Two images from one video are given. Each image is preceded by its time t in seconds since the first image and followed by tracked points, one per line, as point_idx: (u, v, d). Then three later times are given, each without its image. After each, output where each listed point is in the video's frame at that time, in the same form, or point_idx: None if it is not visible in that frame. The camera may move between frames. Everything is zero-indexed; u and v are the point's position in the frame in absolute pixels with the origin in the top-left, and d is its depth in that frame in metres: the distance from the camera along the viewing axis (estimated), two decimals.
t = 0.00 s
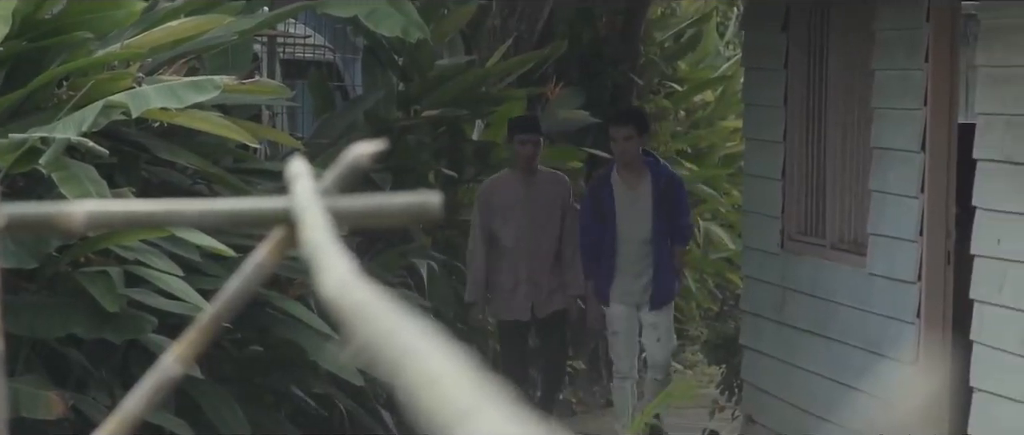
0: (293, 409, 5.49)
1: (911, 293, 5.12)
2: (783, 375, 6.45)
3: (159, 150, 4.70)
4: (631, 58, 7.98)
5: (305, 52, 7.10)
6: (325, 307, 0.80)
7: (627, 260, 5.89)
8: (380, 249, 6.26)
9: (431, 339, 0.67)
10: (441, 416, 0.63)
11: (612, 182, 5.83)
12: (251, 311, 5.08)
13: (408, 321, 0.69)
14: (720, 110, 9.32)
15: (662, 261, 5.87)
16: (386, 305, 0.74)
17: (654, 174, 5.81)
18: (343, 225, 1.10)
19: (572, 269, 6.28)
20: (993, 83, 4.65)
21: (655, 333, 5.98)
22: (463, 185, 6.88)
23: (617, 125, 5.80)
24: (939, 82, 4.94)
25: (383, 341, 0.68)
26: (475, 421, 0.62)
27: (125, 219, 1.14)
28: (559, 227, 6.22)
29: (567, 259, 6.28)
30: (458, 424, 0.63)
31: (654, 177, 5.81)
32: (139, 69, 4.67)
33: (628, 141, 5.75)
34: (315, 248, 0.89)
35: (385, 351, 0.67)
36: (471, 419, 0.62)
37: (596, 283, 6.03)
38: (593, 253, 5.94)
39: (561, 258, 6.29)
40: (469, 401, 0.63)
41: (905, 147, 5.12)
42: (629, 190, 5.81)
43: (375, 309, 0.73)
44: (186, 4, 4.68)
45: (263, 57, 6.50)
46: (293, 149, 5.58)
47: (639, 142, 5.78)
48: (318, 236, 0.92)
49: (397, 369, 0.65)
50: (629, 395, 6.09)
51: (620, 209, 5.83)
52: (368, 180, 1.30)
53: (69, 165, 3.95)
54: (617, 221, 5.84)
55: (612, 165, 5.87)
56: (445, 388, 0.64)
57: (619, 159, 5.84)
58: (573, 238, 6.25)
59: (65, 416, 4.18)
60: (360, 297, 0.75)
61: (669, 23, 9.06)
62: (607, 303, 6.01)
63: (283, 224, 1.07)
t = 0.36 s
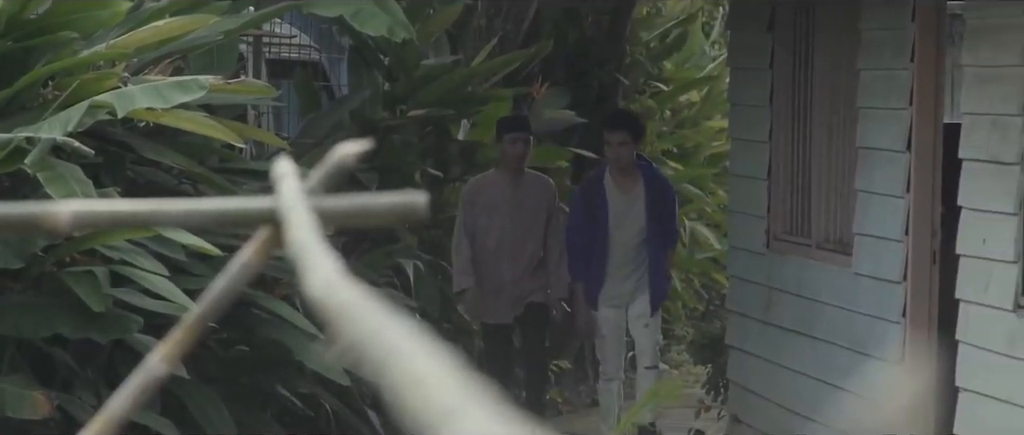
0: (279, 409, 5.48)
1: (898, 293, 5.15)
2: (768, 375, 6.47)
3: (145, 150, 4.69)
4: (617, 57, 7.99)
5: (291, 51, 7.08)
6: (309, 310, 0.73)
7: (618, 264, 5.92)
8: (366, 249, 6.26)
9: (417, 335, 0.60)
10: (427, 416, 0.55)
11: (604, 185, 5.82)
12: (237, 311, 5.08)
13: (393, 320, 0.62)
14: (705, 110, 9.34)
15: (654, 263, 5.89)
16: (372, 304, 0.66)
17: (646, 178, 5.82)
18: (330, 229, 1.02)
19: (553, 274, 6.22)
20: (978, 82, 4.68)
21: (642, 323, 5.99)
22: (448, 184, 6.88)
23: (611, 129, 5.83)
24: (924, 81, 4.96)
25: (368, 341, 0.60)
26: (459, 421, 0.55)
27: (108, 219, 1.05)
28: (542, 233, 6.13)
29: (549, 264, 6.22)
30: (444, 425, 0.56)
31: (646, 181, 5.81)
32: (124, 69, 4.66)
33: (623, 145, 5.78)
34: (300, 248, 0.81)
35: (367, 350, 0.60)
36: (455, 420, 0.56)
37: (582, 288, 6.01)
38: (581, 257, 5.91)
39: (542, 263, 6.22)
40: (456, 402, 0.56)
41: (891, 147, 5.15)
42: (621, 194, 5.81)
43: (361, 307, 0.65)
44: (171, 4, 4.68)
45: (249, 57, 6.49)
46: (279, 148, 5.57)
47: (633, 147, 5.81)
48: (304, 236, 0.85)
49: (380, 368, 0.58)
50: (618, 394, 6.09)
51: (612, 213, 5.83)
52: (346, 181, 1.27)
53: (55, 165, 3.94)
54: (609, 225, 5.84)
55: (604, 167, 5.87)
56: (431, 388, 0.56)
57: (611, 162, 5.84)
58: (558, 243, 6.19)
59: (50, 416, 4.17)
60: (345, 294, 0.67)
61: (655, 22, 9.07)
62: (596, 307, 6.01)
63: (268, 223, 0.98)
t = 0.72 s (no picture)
0: (269, 409, 5.47)
1: (887, 292, 5.17)
2: (759, 375, 6.47)
3: (134, 150, 4.69)
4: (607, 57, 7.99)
5: (281, 51, 7.06)
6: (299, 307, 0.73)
7: (622, 271, 5.88)
8: (356, 249, 6.26)
9: (407, 336, 0.61)
10: (417, 416, 0.56)
11: (617, 189, 5.78)
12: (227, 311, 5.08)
13: (384, 320, 0.62)
14: (695, 110, 9.35)
15: (659, 270, 5.87)
16: (363, 304, 0.66)
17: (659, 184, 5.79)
18: (316, 227, 1.03)
19: (555, 281, 6.07)
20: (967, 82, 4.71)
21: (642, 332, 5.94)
22: (438, 184, 6.87)
23: (631, 132, 5.81)
24: (914, 81, 4.98)
25: (358, 341, 0.61)
26: (450, 422, 0.57)
27: (97, 218, 1.05)
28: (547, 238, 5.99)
29: (552, 272, 6.07)
30: (434, 424, 0.57)
31: (659, 186, 5.80)
32: (114, 69, 4.66)
33: (639, 149, 5.77)
34: (290, 246, 0.81)
35: (359, 351, 0.60)
36: (446, 420, 0.57)
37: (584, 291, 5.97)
38: (585, 262, 5.87)
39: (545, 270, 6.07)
40: (446, 402, 0.57)
41: (882, 147, 5.16)
42: (634, 198, 5.78)
43: (353, 308, 0.66)
44: (161, 3, 4.67)
45: (239, 56, 6.48)
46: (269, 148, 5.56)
47: (649, 151, 5.78)
48: (294, 235, 0.85)
49: (371, 368, 0.58)
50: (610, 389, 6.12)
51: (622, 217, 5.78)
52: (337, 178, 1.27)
53: (45, 165, 3.93)
54: (618, 230, 5.80)
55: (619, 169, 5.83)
56: (424, 389, 0.57)
57: (626, 166, 5.82)
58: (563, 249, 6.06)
59: (40, 416, 4.17)
60: (335, 295, 0.68)
61: (644, 22, 9.08)
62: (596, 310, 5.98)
63: (258, 223, 0.97)
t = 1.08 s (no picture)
0: (261, 409, 5.46)
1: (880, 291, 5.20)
2: (750, 375, 6.49)
3: (127, 150, 4.68)
4: (598, 57, 8.00)
5: (272, 51, 7.06)
6: (291, 308, 0.74)
7: (625, 255, 6.06)
8: (347, 249, 6.27)
9: (399, 338, 0.62)
10: (409, 416, 0.58)
11: (631, 170, 6.01)
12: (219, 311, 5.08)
13: (376, 323, 0.64)
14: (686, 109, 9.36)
15: (662, 256, 6.06)
16: (356, 305, 0.67)
17: (672, 168, 6.01)
18: (309, 228, 1.04)
19: (564, 267, 6.07)
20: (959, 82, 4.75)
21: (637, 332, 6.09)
22: (430, 184, 6.85)
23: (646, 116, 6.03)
24: (906, 82, 4.99)
25: (349, 342, 0.62)
26: (442, 422, 0.57)
27: (90, 218, 1.05)
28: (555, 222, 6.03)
29: (560, 258, 6.08)
30: (427, 425, 0.58)
31: (671, 172, 6.01)
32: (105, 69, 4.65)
33: (654, 131, 5.97)
34: (282, 246, 0.82)
35: (354, 352, 0.62)
36: (438, 420, 0.58)
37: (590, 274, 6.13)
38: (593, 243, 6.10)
39: (553, 257, 6.08)
40: (439, 402, 0.58)
41: (874, 147, 5.18)
42: (645, 182, 6.01)
43: (346, 308, 0.67)
44: (152, 3, 4.66)
45: (230, 56, 6.48)
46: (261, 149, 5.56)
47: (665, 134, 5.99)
48: (285, 235, 0.86)
49: (362, 369, 0.60)
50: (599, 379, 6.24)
51: (632, 200, 6.03)
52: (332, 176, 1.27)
53: (36, 165, 3.93)
54: (626, 213, 6.03)
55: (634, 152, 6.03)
56: (416, 387, 0.59)
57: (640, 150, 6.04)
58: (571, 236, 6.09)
59: (32, 417, 4.16)
60: (328, 296, 0.69)
61: (636, 22, 9.09)
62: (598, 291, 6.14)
63: (249, 225, 0.97)
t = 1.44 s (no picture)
0: (253, 409, 5.45)
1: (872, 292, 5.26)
2: (742, 375, 6.49)
3: (119, 150, 4.68)
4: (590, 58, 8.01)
5: (264, 51, 7.05)
6: (282, 309, 0.73)
7: (626, 251, 5.96)
8: (339, 249, 6.26)
9: (391, 338, 0.61)
10: (400, 416, 0.56)
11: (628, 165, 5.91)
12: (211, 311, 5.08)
13: (367, 323, 0.62)
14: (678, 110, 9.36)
15: (663, 254, 5.96)
16: (346, 305, 0.66)
17: (670, 161, 5.93)
18: (299, 227, 1.03)
19: (568, 265, 6.19)
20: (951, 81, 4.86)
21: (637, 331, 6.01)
22: (422, 184, 6.84)
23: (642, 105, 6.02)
24: (897, 80, 4.96)
25: (342, 341, 0.61)
26: (434, 422, 0.56)
27: (82, 217, 1.04)
28: (558, 222, 6.13)
29: (564, 257, 6.19)
30: (418, 425, 0.56)
31: (669, 167, 5.92)
32: (97, 69, 4.64)
33: (649, 123, 5.91)
34: (274, 247, 0.81)
35: (347, 352, 0.60)
36: (430, 421, 0.56)
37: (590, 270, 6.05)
38: (593, 242, 5.98)
39: (557, 256, 6.20)
40: (431, 402, 0.56)
41: (866, 148, 5.22)
42: (643, 177, 5.91)
43: (337, 309, 0.65)
44: (144, 3, 4.66)
45: (222, 57, 6.47)
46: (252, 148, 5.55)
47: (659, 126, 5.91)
48: (278, 236, 0.85)
49: (353, 369, 0.58)
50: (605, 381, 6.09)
51: (631, 194, 5.90)
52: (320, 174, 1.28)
53: (28, 164, 3.93)
54: (626, 208, 5.92)
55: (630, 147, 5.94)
56: (405, 386, 0.57)
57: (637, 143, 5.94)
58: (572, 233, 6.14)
59: (23, 417, 4.15)
60: (320, 296, 0.67)
61: (628, 23, 9.10)
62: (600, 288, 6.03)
63: (240, 223, 0.96)
